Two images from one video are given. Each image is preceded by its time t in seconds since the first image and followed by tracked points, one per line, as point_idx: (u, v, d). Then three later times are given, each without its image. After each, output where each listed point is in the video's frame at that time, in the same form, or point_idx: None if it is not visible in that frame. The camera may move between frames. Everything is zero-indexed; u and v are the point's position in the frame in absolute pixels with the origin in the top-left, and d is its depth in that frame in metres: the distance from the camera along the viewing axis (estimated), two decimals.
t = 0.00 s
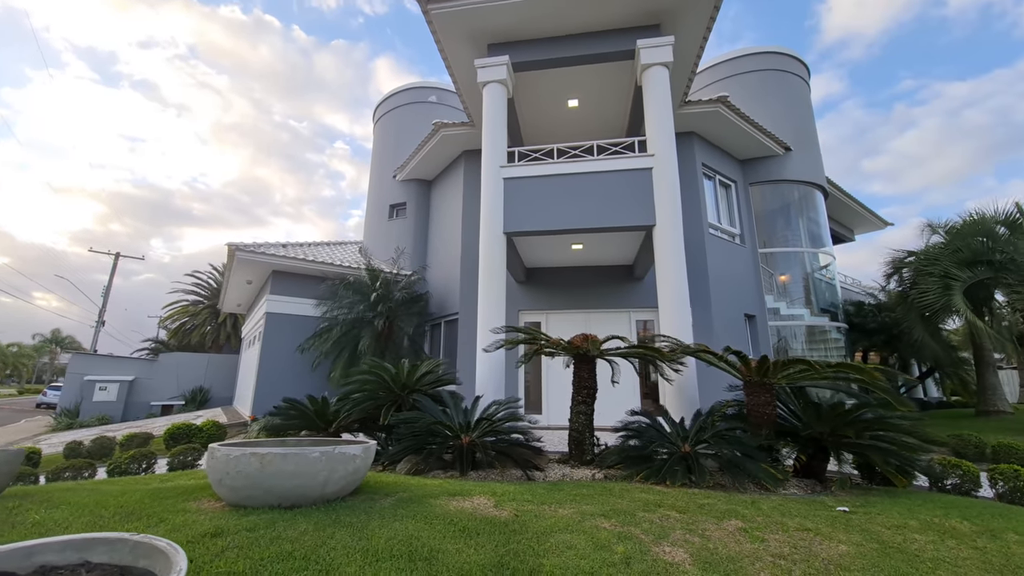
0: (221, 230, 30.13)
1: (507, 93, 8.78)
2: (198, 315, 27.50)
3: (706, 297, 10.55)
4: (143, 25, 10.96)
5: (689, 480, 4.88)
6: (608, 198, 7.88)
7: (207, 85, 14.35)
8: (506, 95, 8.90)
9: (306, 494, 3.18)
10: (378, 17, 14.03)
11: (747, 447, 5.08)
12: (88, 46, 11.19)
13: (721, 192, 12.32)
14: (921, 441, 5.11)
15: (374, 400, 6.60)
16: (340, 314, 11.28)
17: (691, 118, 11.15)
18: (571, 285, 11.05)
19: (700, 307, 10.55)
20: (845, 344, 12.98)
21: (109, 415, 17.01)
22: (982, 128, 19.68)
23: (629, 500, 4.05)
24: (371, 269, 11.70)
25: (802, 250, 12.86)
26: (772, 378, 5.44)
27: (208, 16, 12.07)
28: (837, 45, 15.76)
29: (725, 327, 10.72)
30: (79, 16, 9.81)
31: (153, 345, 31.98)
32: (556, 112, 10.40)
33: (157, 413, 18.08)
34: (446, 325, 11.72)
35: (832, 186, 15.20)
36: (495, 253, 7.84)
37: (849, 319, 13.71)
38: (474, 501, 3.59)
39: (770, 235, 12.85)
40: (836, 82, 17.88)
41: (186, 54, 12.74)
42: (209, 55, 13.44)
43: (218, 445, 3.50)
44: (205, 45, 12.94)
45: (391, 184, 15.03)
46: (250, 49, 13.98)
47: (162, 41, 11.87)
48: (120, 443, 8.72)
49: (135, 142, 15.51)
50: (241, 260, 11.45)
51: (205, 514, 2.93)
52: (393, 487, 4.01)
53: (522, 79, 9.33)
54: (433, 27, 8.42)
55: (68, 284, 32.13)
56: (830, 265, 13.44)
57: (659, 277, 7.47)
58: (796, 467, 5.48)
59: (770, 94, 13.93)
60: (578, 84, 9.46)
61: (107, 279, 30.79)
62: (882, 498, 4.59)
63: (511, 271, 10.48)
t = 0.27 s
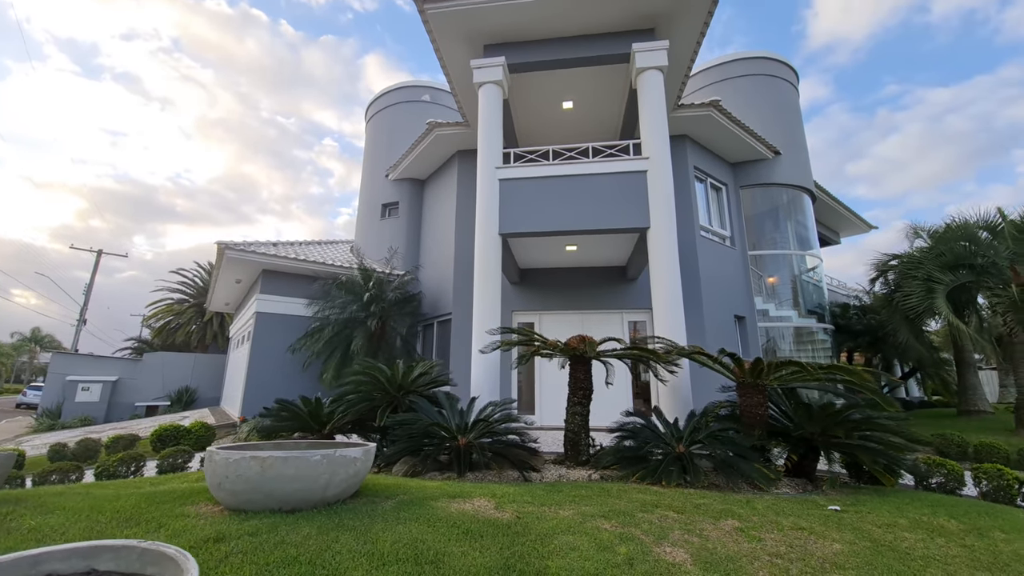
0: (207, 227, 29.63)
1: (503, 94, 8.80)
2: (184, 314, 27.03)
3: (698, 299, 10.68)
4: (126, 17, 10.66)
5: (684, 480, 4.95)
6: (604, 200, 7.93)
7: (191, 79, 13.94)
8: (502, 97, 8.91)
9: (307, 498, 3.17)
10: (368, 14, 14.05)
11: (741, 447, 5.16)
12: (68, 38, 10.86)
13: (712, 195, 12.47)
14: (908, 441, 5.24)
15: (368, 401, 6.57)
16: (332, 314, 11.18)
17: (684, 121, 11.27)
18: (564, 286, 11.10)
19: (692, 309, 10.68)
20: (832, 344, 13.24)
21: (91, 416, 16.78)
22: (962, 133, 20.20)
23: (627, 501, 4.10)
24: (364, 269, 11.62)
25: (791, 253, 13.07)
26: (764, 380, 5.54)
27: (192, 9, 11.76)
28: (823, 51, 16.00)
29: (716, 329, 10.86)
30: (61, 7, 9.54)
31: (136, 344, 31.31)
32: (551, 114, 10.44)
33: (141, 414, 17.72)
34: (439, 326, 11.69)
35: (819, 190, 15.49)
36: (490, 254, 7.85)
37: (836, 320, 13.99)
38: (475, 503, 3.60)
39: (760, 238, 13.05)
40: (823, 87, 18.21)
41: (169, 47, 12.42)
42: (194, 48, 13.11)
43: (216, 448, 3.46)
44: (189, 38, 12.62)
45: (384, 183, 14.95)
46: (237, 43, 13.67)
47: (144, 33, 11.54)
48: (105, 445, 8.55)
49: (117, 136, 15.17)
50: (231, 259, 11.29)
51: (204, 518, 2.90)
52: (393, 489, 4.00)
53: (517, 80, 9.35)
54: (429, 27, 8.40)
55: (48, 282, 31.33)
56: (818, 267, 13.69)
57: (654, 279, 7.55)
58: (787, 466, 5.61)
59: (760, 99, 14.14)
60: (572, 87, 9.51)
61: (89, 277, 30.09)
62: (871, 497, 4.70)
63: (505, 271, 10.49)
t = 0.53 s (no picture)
0: (195, 226, 29.22)
1: (500, 95, 8.83)
2: (171, 314, 26.64)
3: (691, 300, 10.79)
4: (113, 11, 10.44)
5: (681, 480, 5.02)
6: (600, 203, 7.99)
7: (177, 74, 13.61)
8: (499, 98, 8.94)
9: (311, 500, 3.17)
10: (359, 11, 14.06)
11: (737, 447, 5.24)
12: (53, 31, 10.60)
13: (705, 197, 12.61)
14: (898, 440, 5.36)
15: (366, 401, 6.55)
16: (326, 314, 11.12)
17: (678, 124, 11.39)
18: (559, 287, 11.15)
19: (685, 310, 10.79)
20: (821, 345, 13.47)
21: (78, 418, 16.64)
22: (947, 138, 20.65)
23: (626, 501, 4.15)
24: (358, 269, 11.56)
25: (782, 255, 13.25)
26: (759, 380, 5.64)
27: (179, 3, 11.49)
28: (811, 55, 16.22)
29: (709, 330, 10.99)
30: None
31: (121, 344, 30.74)
32: (546, 116, 10.49)
33: (129, 415, 17.43)
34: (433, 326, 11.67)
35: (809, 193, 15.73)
36: (488, 255, 7.88)
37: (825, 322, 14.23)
38: (477, 504, 3.62)
39: (752, 240, 13.22)
40: (811, 91, 18.50)
41: (155, 41, 12.12)
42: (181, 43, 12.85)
43: (218, 450, 3.45)
44: (176, 33, 12.37)
45: (378, 183, 14.91)
46: (225, 38, 13.40)
47: (130, 27, 11.27)
48: (94, 447, 8.41)
49: (102, 131, 14.99)
50: (223, 258, 11.16)
51: (209, 521, 2.90)
52: (394, 490, 4.02)
53: (514, 82, 9.38)
54: (427, 28, 8.40)
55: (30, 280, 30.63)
56: (808, 270, 13.91)
57: (649, 281, 7.63)
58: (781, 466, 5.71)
59: (752, 103, 14.33)
60: (569, 89, 9.56)
61: (72, 275, 29.48)
62: (863, 495, 4.80)
63: (501, 272, 10.52)
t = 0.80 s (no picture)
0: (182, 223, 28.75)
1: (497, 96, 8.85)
2: (157, 312, 26.18)
3: (684, 301, 10.91)
4: (99, 3, 10.22)
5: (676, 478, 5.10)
6: (596, 204, 8.05)
7: (164, 68, 13.30)
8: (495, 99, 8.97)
9: (313, 500, 3.16)
10: (350, 7, 14.00)
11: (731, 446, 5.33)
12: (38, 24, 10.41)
13: (697, 199, 12.76)
14: (887, 439, 5.49)
15: (362, 401, 6.54)
16: (319, 313, 11.04)
17: (671, 127, 11.50)
18: (554, 287, 11.20)
19: (678, 311, 10.91)
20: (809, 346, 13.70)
21: (62, 418, 16.17)
22: (931, 142, 21.11)
23: (624, 499, 4.21)
24: (352, 268, 11.50)
25: (772, 257, 13.45)
26: (752, 381, 5.73)
27: None
28: (799, 59, 16.48)
29: (701, 330, 11.12)
30: None
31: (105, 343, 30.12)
32: (542, 117, 10.53)
33: (114, 416, 17.08)
34: (427, 326, 11.65)
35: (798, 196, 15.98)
36: (484, 255, 7.90)
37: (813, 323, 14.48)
38: (479, 503, 3.65)
39: (743, 242, 13.40)
40: (800, 95, 18.79)
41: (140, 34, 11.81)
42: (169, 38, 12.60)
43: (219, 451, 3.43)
44: (161, 25, 11.96)
45: (371, 182, 14.84)
46: (211, 32, 13.07)
47: (115, 20, 11.01)
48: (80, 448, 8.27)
49: (84, 126, 14.50)
50: (214, 256, 11.04)
51: (212, 521, 2.88)
52: (394, 490, 4.02)
53: (510, 83, 9.41)
54: (424, 27, 8.39)
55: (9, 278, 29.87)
56: (797, 272, 14.14)
57: (644, 282, 7.71)
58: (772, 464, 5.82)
59: (744, 107, 14.53)
60: (564, 91, 9.61)
61: (54, 273, 28.80)
62: (853, 493, 4.92)
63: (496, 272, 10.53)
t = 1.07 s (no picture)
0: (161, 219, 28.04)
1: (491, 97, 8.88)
2: (136, 311, 25.49)
3: (673, 302, 11.07)
4: None
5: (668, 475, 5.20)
6: (589, 206, 8.14)
7: (143, 60, 12.87)
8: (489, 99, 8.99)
9: (314, 500, 3.16)
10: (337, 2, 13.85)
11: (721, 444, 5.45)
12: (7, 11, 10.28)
13: (686, 202, 12.97)
14: (869, 437, 5.68)
15: (355, 401, 6.51)
16: (308, 312, 10.92)
17: (661, 130, 11.67)
18: (544, 287, 11.27)
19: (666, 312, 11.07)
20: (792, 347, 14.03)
21: (39, 418, 15.73)
22: (908, 149, 21.77)
23: (619, 497, 4.28)
24: (342, 267, 11.40)
25: (757, 260, 13.74)
26: (742, 380, 5.87)
27: None
28: (782, 65, 16.84)
29: (688, 331, 11.31)
30: None
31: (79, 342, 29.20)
32: (535, 118, 10.59)
33: (92, 417, 16.69)
34: (418, 326, 11.61)
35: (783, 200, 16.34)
36: (477, 255, 7.92)
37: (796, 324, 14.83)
38: (478, 501, 3.68)
39: (729, 245, 13.66)
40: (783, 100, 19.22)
41: (120, 26, 11.44)
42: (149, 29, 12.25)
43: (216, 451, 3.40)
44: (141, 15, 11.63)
45: (361, 180, 14.73)
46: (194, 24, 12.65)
47: (93, 9, 10.67)
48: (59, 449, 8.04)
49: (59, 117, 13.99)
50: (200, 253, 10.84)
51: (212, 522, 2.86)
52: (393, 489, 4.04)
53: (504, 84, 9.45)
54: (418, 26, 8.37)
55: None
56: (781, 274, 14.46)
57: (636, 283, 7.82)
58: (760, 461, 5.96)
59: (731, 112, 14.81)
60: (557, 93, 9.68)
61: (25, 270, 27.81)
62: (838, 488, 5.09)
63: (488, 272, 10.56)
